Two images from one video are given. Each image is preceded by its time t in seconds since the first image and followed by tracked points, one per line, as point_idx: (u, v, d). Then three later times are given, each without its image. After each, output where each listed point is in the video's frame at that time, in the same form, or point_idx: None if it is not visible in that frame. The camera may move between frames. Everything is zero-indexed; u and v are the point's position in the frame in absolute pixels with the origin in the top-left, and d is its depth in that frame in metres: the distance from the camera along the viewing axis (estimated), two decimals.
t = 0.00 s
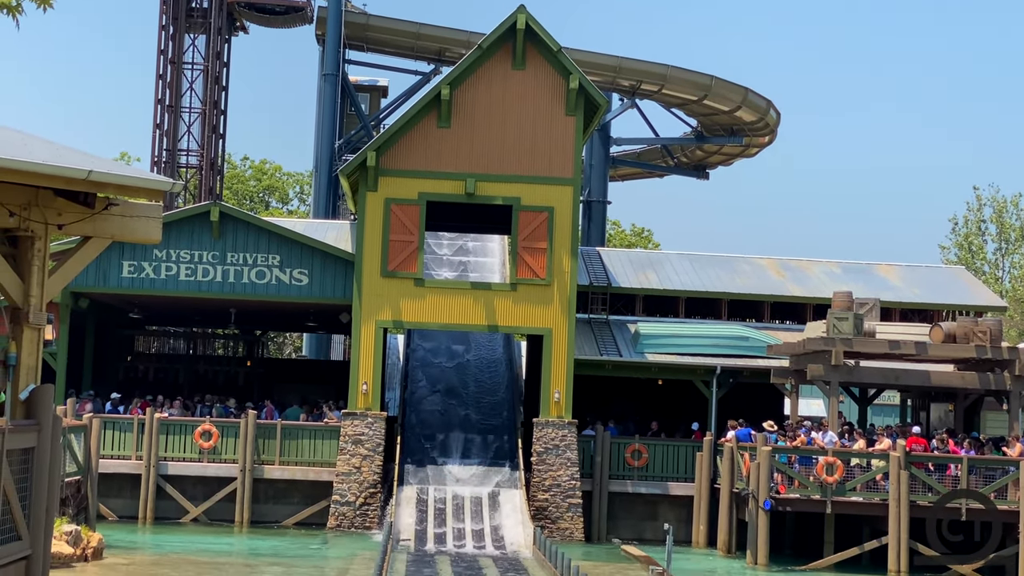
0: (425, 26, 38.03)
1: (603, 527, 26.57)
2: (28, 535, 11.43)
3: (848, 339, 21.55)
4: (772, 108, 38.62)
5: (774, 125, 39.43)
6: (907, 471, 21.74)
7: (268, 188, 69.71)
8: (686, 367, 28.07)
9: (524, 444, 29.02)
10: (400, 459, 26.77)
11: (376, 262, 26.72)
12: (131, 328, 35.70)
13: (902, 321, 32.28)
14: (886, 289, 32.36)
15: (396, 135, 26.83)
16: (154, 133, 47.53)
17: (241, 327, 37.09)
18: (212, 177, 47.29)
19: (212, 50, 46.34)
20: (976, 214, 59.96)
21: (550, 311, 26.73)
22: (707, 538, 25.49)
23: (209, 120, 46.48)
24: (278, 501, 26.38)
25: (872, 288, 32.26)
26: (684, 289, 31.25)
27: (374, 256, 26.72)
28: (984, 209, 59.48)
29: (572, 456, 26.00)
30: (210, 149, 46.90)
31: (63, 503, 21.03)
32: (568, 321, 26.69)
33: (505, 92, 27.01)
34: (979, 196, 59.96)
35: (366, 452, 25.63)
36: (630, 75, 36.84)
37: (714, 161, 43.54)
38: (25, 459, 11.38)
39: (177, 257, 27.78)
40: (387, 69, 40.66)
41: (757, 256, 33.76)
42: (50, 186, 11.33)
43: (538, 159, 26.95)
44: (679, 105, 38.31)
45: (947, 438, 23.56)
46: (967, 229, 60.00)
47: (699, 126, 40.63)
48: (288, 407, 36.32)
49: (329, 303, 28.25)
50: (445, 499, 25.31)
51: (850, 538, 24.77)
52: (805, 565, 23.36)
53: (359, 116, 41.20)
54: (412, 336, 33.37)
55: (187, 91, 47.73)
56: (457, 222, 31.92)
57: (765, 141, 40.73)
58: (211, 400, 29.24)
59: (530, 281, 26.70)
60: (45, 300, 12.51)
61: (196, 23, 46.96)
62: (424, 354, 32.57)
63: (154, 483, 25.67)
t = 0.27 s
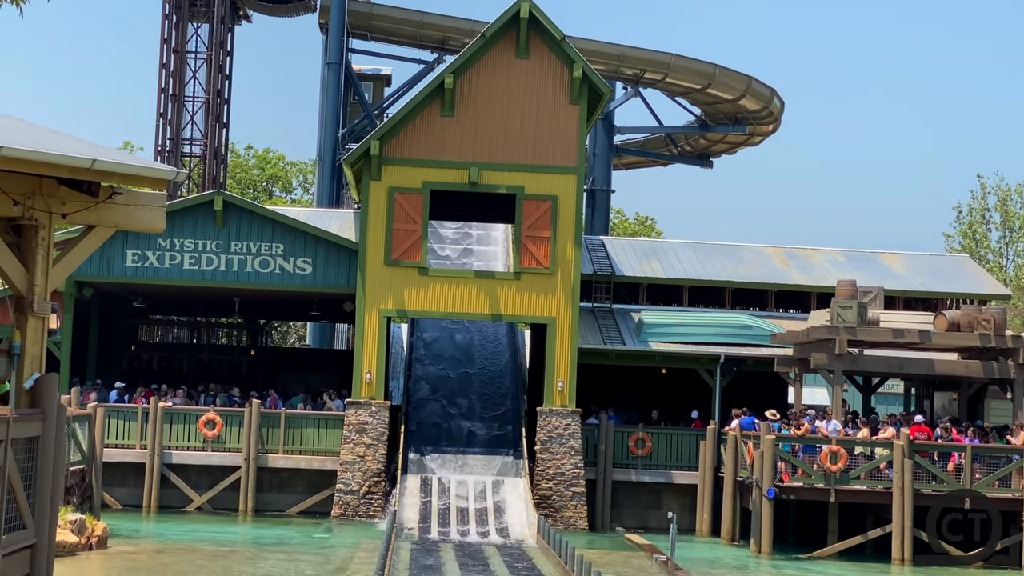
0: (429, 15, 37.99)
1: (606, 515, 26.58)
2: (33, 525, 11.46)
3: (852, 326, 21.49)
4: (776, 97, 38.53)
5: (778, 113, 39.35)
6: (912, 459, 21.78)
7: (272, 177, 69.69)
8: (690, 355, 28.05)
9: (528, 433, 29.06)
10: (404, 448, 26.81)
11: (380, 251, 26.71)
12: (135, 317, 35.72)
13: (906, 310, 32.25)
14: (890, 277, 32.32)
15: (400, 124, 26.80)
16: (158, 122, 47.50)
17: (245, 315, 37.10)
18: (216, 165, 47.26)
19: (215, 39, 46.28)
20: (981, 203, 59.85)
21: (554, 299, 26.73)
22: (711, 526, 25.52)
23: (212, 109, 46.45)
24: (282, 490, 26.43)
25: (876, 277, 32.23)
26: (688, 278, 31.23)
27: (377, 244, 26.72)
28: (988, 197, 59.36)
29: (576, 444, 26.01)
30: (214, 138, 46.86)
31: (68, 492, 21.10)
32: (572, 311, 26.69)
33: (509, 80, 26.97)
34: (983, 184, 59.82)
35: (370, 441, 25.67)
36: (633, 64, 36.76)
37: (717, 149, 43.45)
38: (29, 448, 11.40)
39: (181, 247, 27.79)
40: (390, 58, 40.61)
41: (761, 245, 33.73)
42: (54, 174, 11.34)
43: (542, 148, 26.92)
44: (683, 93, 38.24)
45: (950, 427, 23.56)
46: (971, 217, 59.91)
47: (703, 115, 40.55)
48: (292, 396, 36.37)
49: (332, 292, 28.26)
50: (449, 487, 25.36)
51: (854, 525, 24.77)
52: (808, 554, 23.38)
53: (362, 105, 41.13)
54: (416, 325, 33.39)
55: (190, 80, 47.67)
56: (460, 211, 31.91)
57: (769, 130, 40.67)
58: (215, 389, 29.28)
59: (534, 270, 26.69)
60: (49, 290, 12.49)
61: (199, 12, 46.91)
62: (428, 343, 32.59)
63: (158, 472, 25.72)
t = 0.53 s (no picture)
0: (432, 5, 37.93)
1: (610, 506, 26.54)
2: (38, 515, 11.49)
3: (856, 317, 21.47)
4: (780, 87, 38.45)
5: (782, 104, 39.27)
6: (916, 450, 21.75)
7: (275, 168, 69.67)
8: (693, 345, 28.05)
9: (532, 423, 29.08)
10: (408, 439, 26.83)
11: (384, 242, 26.70)
12: (139, 308, 35.74)
13: (911, 300, 32.21)
14: (894, 268, 32.28)
15: (403, 115, 26.77)
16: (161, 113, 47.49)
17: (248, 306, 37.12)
18: (219, 156, 47.24)
19: (218, 30, 46.23)
20: (985, 193, 59.74)
21: (558, 290, 26.73)
22: (715, 516, 25.54)
23: (216, 100, 46.42)
24: (286, 481, 26.49)
25: (880, 267, 32.20)
26: (692, 269, 31.20)
27: (381, 235, 26.71)
28: (993, 187, 59.25)
29: (580, 435, 26.03)
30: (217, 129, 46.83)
31: (73, 483, 21.17)
32: (576, 302, 26.68)
33: (513, 71, 26.93)
34: (988, 174, 59.67)
35: (374, 431, 25.67)
36: (637, 54, 36.69)
37: (721, 140, 43.39)
38: (34, 441, 11.41)
39: (184, 238, 27.80)
40: (393, 48, 40.55)
41: (765, 235, 33.69)
42: (58, 166, 11.34)
43: (545, 139, 26.89)
44: (687, 84, 38.17)
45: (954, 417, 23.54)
46: (975, 207, 59.80)
47: (706, 105, 40.48)
48: (296, 386, 36.41)
49: (336, 283, 28.27)
50: (453, 478, 25.38)
51: (858, 515, 24.76)
52: (812, 544, 23.41)
53: (366, 96, 41.10)
54: (419, 316, 33.40)
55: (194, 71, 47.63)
56: (464, 202, 31.89)
57: (773, 120, 40.59)
58: (219, 380, 29.32)
59: (538, 260, 26.68)
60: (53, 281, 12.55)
61: (202, 3, 46.86)
62: (432, 334, 32.61)
63: (162, 463, 25.76)
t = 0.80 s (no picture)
0: None
1: (614, 498, 26.59)
2: (42, 507, 11.50)
3: (860, 309, 21.47)
4: (784, 79, 38.39)
5: (785, 95, 39.21)
6: (920, 441, 21.73)
7: (279, 160, 69.66)
8: (697, 337, 28.04)
9: (536, 415, 29.09)
10: (412, 431, 26.86)
11: (387, 234, 26.69)
12: (143, 300, 35.77)
13: (914, 292, 32.18)
14: (898, 259, 32.24)
15: (407, 106, 26.75)
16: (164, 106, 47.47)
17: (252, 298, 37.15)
18: (222, 149, 47.22)
19: (221, 22, 46.19)
20: (989, 184, 59.65)
21: (561, 282, 26.72)
22: (718, 508, 25.54)
23: (219, 92, 46.39)
24: (290, 473, 26.52)
25: (884, 259, 32.16)
26: (696, 260, 31.18)
27: (384, 227, 26.70)
28: (997, 178, 59.14)
29: (584, 427, 26.03)
30: (221, 121, 46.80)
31: (77, 475, 21.22)
32: (579, 294, 26.67)
33: (516, 62, 26.90)
34: (992, 165, 59.53)
35: (378, 423, 25.70)
36: (641, 46, 36.64)
37: (725, 131, 43.33)
38: (38, 433, 11.43)
39: (188, 230, 27.81)
40: (396, 40, 40.50)
41: (768, 227, 33.66)
42: (61, 158, 11.35)
43: (549, 130, 26.86)
44: (690, 75, 38.11)
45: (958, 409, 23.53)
46: (979, 199, 59.71)
47: (710, 97, 40.41)
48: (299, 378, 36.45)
49: (340, 276, 28.28)
50: (456, 470, 25.40)
51: (861, 507, 24.76)
52: (815, 535, 23.38)
53: (369, 88, 41.06)
54: (423, 308, 33.41)
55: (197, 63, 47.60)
56: (466, 194, 31.87)
57: (777, 112, 40.51)
58: (223, 372, 29.34)
59: (541, 253, 26.67)
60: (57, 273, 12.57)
61: None
62: (435, 326, 32.62)
63: (167, 455, 25.80)
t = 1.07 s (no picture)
0: None
1: (618, 491, 26.61)
2: (47, 501, 11.51)
3: (863, 302, 21.44)
4: (787, 71, 38.33)
5: (789, 88, 39.14)
6: (924, 434, 21.73)
7: (282, 154, 69.65)
8: (700, 330, 28.03)
9: (539, 408, 29.09)
10: (415, 424, 26.87)
11: (391, 227, 26.69)
12: (146, 294, 35.79)
13: (918, 285, 32.14)
14: (901, 252, 32.20)
15: (410, 100, 26.74)
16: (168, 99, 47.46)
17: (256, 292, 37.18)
18: (226, 142, 47.22)
19: (224, 16, 46.15)
20: (993, 177, 59.54)
21: (565, 275, 26.72)
22: (722, 501, 25.55)
23: (222, 85, 46.36)
24: (294, 466, 26.54)
25: (887, 251, 32.13)
26: (699, 254, 31.16)
27: (388, 220, 26.70)
28: (1001, 171, 59.02)
29: (587, 420, 26.03)
30: (224, 115, 46.78)
31: (81, 469, 21.27)
32: (583, 287, 26.66)
33: (519, 55, 26.88)
34: (996, 158, 59.42)
35: (382, 417, 25.72)
36: (644, 39, 36.59)
37: (728, 124, 43.28)
38: (42, 426, 11.44)
39: (192, 224, 27.82)
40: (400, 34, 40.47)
41: (772, 220, 33.63)
42: (64, 151, 11.34)
43: (552, 123, 26.83)
44: (693, 68, 38.06)
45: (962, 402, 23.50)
46: (983, 191, 59.62)
47: (713, 90, 40.36)
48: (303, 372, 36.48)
49: (343, 269, 28.28)
50: (460, 463, 25.42)
51: (865, 500, 24.74)
52: (819, 528, 23.35)
53: (372, 81, 41.04)
54: (426, 302, 33.42)
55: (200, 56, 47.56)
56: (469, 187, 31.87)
57: (780, 105, 40.46)
58: (227, 365, 29.38)
59: (544, 246, 26.66)
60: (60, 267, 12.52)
61: None
62: (438, 319, 32.63)
63: (171, 449, 25.84)
